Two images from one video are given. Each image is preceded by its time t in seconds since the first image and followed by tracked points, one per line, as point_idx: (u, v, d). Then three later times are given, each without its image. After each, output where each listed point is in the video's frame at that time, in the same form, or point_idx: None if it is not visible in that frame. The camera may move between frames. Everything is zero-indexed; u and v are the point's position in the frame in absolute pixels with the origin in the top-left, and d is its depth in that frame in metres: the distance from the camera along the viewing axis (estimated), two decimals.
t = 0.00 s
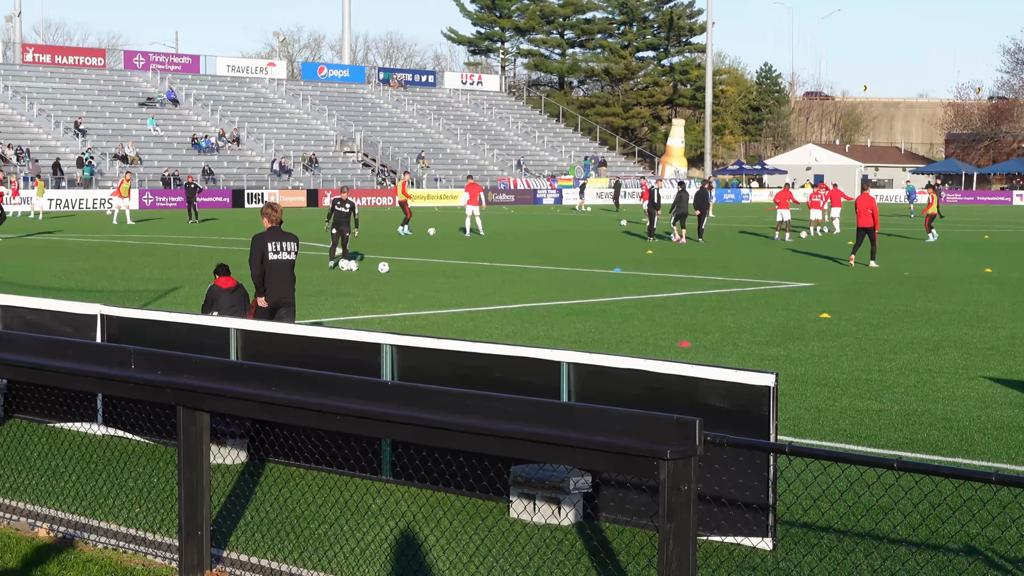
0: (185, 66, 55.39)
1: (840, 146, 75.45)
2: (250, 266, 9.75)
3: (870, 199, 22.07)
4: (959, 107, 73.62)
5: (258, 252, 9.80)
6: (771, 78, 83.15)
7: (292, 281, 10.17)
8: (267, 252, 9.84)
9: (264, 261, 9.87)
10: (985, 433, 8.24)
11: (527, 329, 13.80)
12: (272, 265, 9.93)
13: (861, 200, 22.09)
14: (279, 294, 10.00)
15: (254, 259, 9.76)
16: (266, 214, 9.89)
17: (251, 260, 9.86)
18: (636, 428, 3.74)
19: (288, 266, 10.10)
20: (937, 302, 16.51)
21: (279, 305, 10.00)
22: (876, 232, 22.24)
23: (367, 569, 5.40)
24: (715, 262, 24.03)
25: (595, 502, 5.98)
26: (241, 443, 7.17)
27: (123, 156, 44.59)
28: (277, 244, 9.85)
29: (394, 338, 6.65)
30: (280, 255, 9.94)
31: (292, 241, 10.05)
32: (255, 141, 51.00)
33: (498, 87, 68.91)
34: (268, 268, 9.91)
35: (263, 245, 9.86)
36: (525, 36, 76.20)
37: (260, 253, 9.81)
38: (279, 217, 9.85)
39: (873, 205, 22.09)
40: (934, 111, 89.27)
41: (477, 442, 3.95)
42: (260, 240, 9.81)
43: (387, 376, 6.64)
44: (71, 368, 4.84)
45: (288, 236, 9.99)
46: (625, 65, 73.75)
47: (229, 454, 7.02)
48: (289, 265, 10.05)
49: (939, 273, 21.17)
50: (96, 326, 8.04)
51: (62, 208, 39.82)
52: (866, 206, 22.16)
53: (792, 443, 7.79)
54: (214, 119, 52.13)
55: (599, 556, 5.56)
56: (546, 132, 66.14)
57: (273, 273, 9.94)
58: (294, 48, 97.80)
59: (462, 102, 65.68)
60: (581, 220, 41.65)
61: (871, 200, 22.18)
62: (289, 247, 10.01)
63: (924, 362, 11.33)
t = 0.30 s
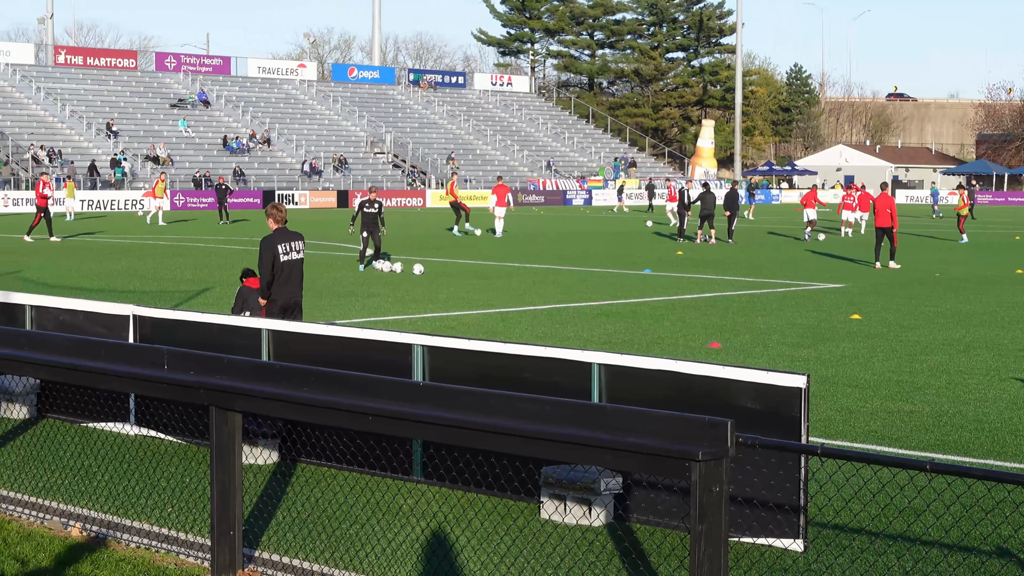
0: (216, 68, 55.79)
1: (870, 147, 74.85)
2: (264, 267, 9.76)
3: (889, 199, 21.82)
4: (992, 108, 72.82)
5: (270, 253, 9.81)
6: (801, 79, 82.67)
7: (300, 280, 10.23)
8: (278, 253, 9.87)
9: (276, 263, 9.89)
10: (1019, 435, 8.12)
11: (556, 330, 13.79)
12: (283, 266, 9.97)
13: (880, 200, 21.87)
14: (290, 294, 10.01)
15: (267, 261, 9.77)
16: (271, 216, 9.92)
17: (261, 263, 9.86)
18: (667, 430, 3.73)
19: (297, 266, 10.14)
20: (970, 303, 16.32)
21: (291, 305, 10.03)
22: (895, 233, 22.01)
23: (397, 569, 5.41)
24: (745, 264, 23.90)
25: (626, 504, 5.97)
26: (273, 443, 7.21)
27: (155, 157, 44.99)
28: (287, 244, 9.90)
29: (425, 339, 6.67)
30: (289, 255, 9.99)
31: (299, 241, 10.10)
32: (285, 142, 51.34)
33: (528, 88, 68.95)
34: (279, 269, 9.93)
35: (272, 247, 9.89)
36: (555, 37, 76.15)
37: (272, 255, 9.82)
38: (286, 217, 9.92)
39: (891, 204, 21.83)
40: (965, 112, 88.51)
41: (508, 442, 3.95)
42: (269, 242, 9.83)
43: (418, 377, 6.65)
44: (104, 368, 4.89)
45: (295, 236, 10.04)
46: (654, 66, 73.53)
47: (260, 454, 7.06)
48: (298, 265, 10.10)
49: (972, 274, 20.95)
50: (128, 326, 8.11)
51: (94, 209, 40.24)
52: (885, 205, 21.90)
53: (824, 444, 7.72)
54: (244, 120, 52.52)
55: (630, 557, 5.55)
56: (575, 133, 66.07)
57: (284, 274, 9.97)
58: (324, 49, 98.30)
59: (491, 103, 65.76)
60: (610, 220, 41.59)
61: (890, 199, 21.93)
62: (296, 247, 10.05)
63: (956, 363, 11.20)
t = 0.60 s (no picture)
0: (253, 67, 56.22)
1: (908, 147, 74.03)
2: (287, 264, 9.86)
3: (920, 202, 21.47)
4: None
5: (292, 251, 9.92)
6: (838, 78, 82.04)
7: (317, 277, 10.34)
8: (300, 251, 9.98)
9: (298, 260, 9.98)
10: None
11: (592, 330, 13.75)
12: (304, 263, 10.07)
13: (911, 202, 21.54)
14: (313, 291, 10.12)
15: (291, 257, 9.86)
16: (290, 214, 10.02)
17: (283, 261, 9.94)
18: (704, 428, 3.70)
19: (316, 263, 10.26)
20: (1010, 305, 16.07)
21: (312, 301, 10.14)
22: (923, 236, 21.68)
23: (434, 568, 5.41)
24: (781, 264, 23.72)
25: (664, 504, 5.94)
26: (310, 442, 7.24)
27: (192, 156, 45.52)
28: (308, 242, 10.02)
29: (462, 337, 6.66)
30: (309, 252, 10.10)
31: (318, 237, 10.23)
32: (321, 142, 51.71)
33: (564, 88, 68.98)
34: (301, 266, 10.03)
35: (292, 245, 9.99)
36: (591, 37, 76.10)
37: (295, 252, 9.93)
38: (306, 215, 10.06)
39: (922, 209, 21.47)
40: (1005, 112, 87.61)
41: (544, 442, 3.94)
42: (290, 240, 9.93)
43: (454, 376, 6.65)
44: (143, 365, 4.93)
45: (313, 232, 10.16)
46: (691, 65, 73.27)
47: (297, 452, 7.09)
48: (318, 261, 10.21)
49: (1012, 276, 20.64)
50: (166, 325, 8.18)
51: (130, 207, 40.66)
52: (916, 209, 21.54)
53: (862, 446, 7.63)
54: (281, 119, 52.95)
55: (667, 557, 5.52)
56: (611, 133, 65.86)
57: (306, 271, 10.08)
58: (360, 49, 98.84)
59: (527, 103, 65.78)
60: (646, 220, 41.42)
61: (921, 202, 21.55)
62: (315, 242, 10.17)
63: (996, 365, 11.02)
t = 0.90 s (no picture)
0: (306, 65, 56.73)
1: (965, 147, 72.60)
2: (333, 262, 9.99)
3: (965, 199, 21.00)
4: None
5: (334, 248, 10.03)
6: (893, 77, 80.84)
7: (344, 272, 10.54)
8: (339, 248, 10.12)
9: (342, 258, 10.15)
10: None
11: (643, 329, 13.68)
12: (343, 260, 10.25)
13: (955, 199, 21.06)
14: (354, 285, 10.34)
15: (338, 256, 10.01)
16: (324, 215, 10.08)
17: (325, 259, 10.04)
18: (760, 429, 3.66)
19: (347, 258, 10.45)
20: None
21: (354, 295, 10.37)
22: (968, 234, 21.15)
23: (488, 566, 5.42)
24: (835, 263, 23.40)
25: (717, 504, 5.89)
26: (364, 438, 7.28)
27: (246, 154, 46.08)
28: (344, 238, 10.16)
29: (514, 336, 6.66)
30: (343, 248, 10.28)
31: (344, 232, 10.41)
32: (374, 140, 52.08)
33: (616, 86, 68.73)
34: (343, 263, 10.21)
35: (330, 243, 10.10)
36: (644, 35, 75.75)
37: (340, 251, 10.08)
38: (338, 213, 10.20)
39: (967, 206, 21.00)
40: None
41: (597, 441, 3.94)
42: (327, 238, 10.04)
43: (507, 375, 6.65)
44: (199, 362, 5.01)
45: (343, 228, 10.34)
46: (744, 64, 72.60)
47: (351, 450, 7.12)
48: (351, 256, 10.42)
49: None
50: (220, 322, 8.27)
51: (185, 204, 41.08)
52: (961, 206, 21.08)
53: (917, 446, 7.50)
54: (333, 117, 53.40)
55: (720, 558, 5.46)
56: (663, 131, 65.41)
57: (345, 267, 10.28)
58: (412, 47, 99.33)
59: (580, 101, 65.61)
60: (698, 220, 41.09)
61: (967, 200, 21.08)
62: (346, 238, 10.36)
63: None
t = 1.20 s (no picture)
0: (350, 62, 57.06)
1: (1012, 146, 71.32)
2: (361, 257, 10.24)
3: (996, 199, 20.60)
4: None
5: (357, 242, 10.28)
6: (939, 75, 79.75)
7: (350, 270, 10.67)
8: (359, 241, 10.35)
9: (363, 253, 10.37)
10: None
11: (683, 328, 13.59)
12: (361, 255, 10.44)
13: (986, 200, 20.66)
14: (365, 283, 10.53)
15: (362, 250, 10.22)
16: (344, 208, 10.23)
17: (351, 254, 10.26)
18: (803, 428, 3.62)
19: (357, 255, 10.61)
20: None
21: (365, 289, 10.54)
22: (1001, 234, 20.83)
23: (529, 562, 5.41)
24: (878, 262, 23.09)
25: (759, 503, 5.83)
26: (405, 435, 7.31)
27: (290, 152, 46.52)
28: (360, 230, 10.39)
29: (555, 333, 6.64)
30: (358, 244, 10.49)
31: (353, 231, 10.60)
32: (417, 138, 52.32)
33: (659, 84, 68.42)
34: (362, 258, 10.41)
35: (351, 237, 10.31)
36: (687, 33, 75.37)
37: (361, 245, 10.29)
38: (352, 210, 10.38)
39: (999, 206, 20.61)
40: None
41: (639, 440, 3.93)
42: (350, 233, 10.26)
43: (549, 373, 6.64)
44: (243, 359, 5.04)
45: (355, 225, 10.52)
46: (788, 62, 71.90)
47: (393, 447, 7.13)
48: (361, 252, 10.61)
49: None
50: (264, 319, 8.33)
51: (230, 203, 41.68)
52: (993, 206, 20.71)
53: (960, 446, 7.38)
54: (376, 115, 53.70)
55: (763, 557, 5.42)
56: (706, 129, 64.96)
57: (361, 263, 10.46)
58: (455, 44, 99.58)
59: (623, 99, 65.37)
60: (740, 217, 40.76)
61: (998, 200, 20.67)
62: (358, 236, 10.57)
63: None
